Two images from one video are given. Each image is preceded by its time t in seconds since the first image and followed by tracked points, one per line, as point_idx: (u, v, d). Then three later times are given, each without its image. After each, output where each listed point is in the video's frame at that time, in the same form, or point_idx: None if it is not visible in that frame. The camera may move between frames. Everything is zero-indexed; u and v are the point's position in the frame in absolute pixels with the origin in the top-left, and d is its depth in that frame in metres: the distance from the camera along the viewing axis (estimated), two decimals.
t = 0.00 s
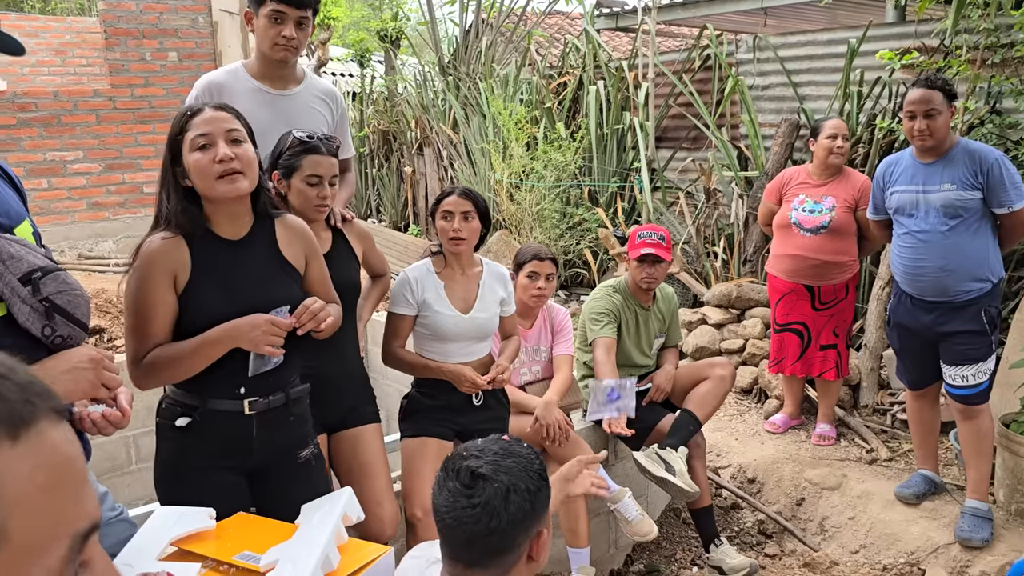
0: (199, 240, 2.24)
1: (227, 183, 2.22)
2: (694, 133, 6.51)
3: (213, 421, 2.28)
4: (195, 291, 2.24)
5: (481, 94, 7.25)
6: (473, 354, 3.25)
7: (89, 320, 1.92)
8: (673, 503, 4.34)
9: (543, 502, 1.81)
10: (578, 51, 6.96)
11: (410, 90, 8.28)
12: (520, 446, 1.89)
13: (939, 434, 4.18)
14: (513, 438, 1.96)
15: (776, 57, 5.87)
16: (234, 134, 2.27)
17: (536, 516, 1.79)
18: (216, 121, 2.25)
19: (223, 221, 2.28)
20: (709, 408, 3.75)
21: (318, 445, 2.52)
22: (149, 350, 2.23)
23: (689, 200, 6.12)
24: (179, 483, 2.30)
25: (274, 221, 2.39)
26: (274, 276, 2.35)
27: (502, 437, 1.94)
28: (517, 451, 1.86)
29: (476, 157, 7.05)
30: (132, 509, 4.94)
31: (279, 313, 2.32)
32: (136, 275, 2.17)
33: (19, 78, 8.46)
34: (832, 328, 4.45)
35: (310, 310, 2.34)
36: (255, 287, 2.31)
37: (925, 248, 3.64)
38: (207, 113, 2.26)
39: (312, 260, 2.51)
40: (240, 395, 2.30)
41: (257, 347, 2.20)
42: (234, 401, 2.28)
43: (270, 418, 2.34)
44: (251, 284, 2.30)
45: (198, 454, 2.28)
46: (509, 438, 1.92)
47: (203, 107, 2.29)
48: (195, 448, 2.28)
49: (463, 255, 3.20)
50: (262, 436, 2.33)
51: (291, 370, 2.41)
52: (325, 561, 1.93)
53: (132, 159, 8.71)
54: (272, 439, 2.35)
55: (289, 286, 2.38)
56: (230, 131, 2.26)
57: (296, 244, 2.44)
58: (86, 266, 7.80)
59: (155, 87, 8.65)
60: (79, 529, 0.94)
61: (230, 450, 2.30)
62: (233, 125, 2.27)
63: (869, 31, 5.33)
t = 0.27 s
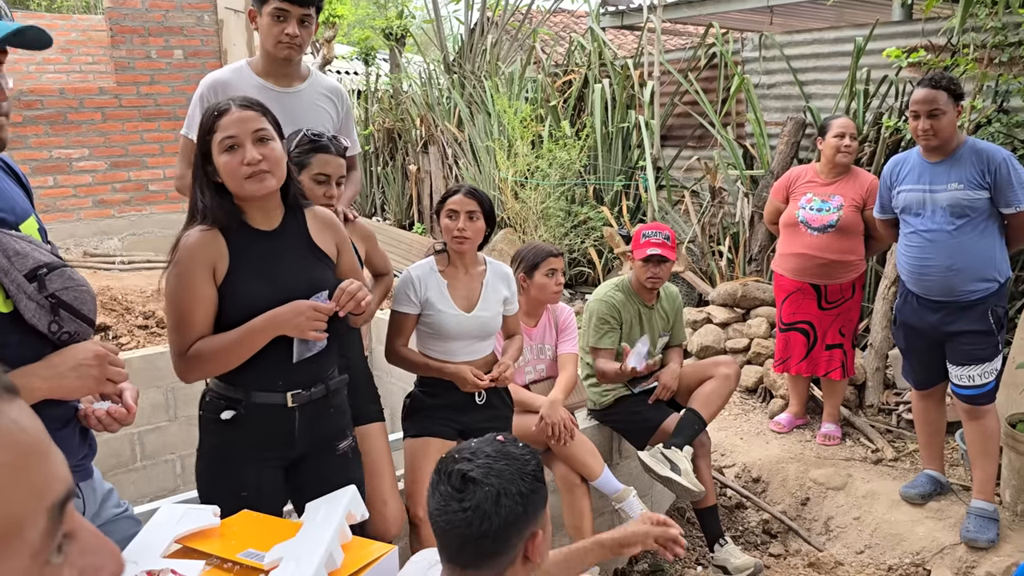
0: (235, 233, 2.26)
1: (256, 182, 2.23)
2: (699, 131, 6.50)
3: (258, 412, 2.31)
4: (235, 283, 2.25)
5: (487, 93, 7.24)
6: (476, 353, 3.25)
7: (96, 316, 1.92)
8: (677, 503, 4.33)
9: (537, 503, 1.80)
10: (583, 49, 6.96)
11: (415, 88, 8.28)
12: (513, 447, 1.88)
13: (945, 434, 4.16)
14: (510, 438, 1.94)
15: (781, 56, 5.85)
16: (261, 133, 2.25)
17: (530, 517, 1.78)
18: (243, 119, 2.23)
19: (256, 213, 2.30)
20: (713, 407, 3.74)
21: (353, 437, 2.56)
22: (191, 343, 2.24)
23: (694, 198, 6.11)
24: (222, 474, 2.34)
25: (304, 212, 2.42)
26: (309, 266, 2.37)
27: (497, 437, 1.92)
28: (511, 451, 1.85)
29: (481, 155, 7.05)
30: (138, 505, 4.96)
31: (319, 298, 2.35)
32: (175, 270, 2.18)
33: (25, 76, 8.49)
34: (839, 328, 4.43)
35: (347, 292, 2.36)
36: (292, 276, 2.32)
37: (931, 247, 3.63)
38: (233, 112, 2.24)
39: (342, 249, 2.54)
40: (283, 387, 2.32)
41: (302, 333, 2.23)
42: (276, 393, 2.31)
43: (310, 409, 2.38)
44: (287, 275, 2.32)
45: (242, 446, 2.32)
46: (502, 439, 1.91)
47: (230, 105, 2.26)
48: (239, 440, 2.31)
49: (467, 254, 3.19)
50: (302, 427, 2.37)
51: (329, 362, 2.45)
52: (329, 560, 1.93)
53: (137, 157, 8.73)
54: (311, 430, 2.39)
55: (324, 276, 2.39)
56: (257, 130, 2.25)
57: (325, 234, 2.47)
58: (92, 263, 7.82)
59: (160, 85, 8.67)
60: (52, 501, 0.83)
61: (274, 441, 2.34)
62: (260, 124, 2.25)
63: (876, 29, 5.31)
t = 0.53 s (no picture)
0: (259, 222, 2.27)
1: (278, 180, 2.25)
2: (703, 129, 6.49)
3: (290, 404, 2.32)
4: (260, 269, 2.26)
5: (490, 91, 7.25)
6: (478, 350, 3.25)
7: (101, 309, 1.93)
8: (680, 501, 4.33)
9: (520, 498, 1.81)
10: (587, 47, 6.95)
11: (418, 86, 8.29)
12: (505, 441, 1.92)
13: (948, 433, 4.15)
14: (504, 434, 1.98)
15: (785, 54, 5.84)
16: (283, 130, 2.27)
17: (512, 512, 1.79)
18: (265, 116, 2.25)
19: (280, 207, 2.31)
20: (716, 405, 3.73)
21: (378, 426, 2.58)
22: (216, 329, 2.23)
23: (698, 197, 6.10)
24: (257, 468, 2.34)
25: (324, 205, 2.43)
26: (331, 255, 2.38)
27: (492, 432, 1.98)
28: (498, 445, 1.90)
29: (485, 153, 7.05)
30: (141, 502, 4.96)
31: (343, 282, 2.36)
32: (201, 256, 2.18)
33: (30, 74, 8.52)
34: (843, 326, 4.44)
35: (370, 278, 2.38)
36: (315, 264, 2.34)
37: (935, 246, 3.62)
38: (255, 110, 2.26)
39: (361, 240, 2.55)
40: (314, 377, 2.33)
41: (330, 315, 2.25)
42: (307, 383, 2.32)
43: (339, 399, 2.39)
44: (311, 264, 2.33)
45: (276, 438, 2.32)
46: (495, 433, 1.96)
47: (252, 102, 2.28)
48: (270, 435, 2.32)
49: (468, 252, 3.19)
50: (333, 416, 2.38)
51: (354, 351, 2.47)
52: (333, 554, 1.93)
53: (142, 154, 8.74)
54: (341, 418, 2.41)
55: (346, 266, 2.41)
56: (279, 127, 2.27)
57: (344, 225, 2.49)
58: (96, 260, 7.84)
59: (165, 83, 8.68)
60: (64, 498, 0.86)
61: (306, 433, 2.35)
62: (283, 121, 2.27)
63: (880, 27, 5.30)
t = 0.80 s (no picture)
0: (267, 222, 2.27)
1: (286, 171, 2.25)
2: (705, 129, 6.49)
3: (292, 400, 2.32)
4: (268, 270, 2.26)
5: (493, 90, 7.25)
6: (480, 348, 3.25)
7: (104, 308, 1.93)
8: (682, 500, 4.33)
9: (498, 501, 1.83)
10: (590, 46, 6.95)
11: (421, 85, 8.29)
12: (495, 442, 1.95)
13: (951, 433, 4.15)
14: (494, 434, 2.00)
15: (788, 53, 5.84)
16: (291, 123, 2.28)
17: (490, 514, 1.82)
18: (274, 110, 2.27)
19: (288, 204, 2.31)
20: (717, 404, 3.73)
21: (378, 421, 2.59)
22: (225, 330, 2.23)
23: (700, 196, 6.10)
24: (257, 463, 2.34)
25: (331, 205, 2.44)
26: (337, 255, 2.40)
27: (485, 432, 2.01)
28: (482, 446, 1.92)
29: (487, 153, 7.05)
30: (144, 500, 4.97)
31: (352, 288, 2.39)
32: (211, 256, 2.17)
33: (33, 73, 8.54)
34: (844, 326, 4.44)
35: (378, 284, 2.42)
36: (322, 264, 2.35)
37: (938, 246, 3.62)
38: (265, 103, 2.28)
39: (364, 242, 2.58)
40: (316, 374, 2.34)
41: (338, 319, 2.26)
42: (309, 381, 2.33)
43: (342, 395, 2.41)
44: (319, 263, 2.34)
45: (277, 435, 2.33)
46: (489, 434, 1.99)
47: (262, 97, 2.30)
48: (273, 430, 2.32)
49: (469, 251, 3.19)
50: (336, 413, 2.40)
51: (355, 349, 2.48)
52: (335, 552, 1.93)
53: (145, 153, 8.75)
54: (344, 415, 2.43)
55: (351, 266, 2.43)
56: (288, 120, 2.28)
57: (349, 226, 2.50)
58: (99, 259, 7.85)
59: (168, 82, 8.70)
60: (77, 512, 0.88)
61: (307, 429, 2.36)
62: (291, 114, 2.28)
63: (883, 27, 5.29)
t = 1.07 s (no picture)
0: (256, 223, 2.27)
1: (277, 168, 2.25)
2: (709, 129, 6.49)
3: (274, 399, 2.32)
4: (253, 271, 2.27)
5: (497, 89, 7.25)
6: (484, 347, 3.25)
7: (108, 309, 1.93)
8: (685, 500, 4.33)
9: (499, 500, 1.83)
10: (594, 45, 6.95)
11: (425, 84, 8.30)
12: (503, 442, 1.95)
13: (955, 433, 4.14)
14: (506, 434, 2.00)
15: (792, 53, 5.83)
16: (286, 121, 2.30)
17: (490, 512, 1.83)
18: (270, 108, 2.30)
19: (278, 203, 2.31)
20: (721, 403, 3.73)
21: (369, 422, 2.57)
22: (208, 329, 2.25)
23: (704, 196, 6.09)
24: (241, 458, 2.36)
25: (327, 206, 2.42)
26: (327, 257, 2.38)
27: (497, 431, 2.02)
28: (490, 445, 1.93)
29: (491, 152, 7.06)
30: (148, 498, 4.99)
31: (331, 293, 2.35)
32: (196, 255, 2.19)
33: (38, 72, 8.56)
34: (846, 326, 4.42)
35: (358, 289, 2.36)
36: (309, 266, 2.34)
37: (943, 246, 3.62)
38: (263, 101, 2.31)
39: (362, 241, 2.54)
40: (299, 374, 2.34)
41: (310, 325, 2.23)
42: (291, 380, 2.33)
43: (326, 396, 2.39)
44: (306, 265, 2.33)
45: (260, 431, 2.34)
46: (499, 434, 1.99)
47: (260, 96, 2.34)
48: (257, 426, 2.33)
49: (473, 250, 3.20)
50: (319, 414, 2.38)
51: (345, 350, 2.46)
52: (339, 551, 1.94)
53: (149, 152, 8.77)
54: (329, 417, 2.41)
55: (341, 269, 2.40)
56: (283, 118, 2.30)
57: (345, 227, 2.46)
58: (103, 258, 7.87)
59: (172, 81, 8.71)
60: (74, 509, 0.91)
61: (290, 428, 2.35)
62: (286, 113, 2.31)
63: (887, 26, 5.29)
